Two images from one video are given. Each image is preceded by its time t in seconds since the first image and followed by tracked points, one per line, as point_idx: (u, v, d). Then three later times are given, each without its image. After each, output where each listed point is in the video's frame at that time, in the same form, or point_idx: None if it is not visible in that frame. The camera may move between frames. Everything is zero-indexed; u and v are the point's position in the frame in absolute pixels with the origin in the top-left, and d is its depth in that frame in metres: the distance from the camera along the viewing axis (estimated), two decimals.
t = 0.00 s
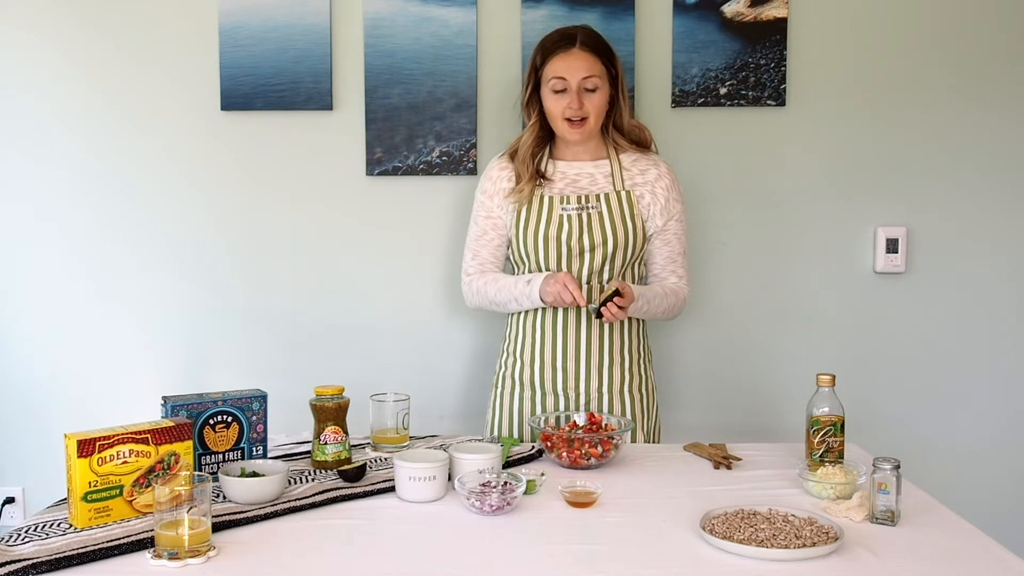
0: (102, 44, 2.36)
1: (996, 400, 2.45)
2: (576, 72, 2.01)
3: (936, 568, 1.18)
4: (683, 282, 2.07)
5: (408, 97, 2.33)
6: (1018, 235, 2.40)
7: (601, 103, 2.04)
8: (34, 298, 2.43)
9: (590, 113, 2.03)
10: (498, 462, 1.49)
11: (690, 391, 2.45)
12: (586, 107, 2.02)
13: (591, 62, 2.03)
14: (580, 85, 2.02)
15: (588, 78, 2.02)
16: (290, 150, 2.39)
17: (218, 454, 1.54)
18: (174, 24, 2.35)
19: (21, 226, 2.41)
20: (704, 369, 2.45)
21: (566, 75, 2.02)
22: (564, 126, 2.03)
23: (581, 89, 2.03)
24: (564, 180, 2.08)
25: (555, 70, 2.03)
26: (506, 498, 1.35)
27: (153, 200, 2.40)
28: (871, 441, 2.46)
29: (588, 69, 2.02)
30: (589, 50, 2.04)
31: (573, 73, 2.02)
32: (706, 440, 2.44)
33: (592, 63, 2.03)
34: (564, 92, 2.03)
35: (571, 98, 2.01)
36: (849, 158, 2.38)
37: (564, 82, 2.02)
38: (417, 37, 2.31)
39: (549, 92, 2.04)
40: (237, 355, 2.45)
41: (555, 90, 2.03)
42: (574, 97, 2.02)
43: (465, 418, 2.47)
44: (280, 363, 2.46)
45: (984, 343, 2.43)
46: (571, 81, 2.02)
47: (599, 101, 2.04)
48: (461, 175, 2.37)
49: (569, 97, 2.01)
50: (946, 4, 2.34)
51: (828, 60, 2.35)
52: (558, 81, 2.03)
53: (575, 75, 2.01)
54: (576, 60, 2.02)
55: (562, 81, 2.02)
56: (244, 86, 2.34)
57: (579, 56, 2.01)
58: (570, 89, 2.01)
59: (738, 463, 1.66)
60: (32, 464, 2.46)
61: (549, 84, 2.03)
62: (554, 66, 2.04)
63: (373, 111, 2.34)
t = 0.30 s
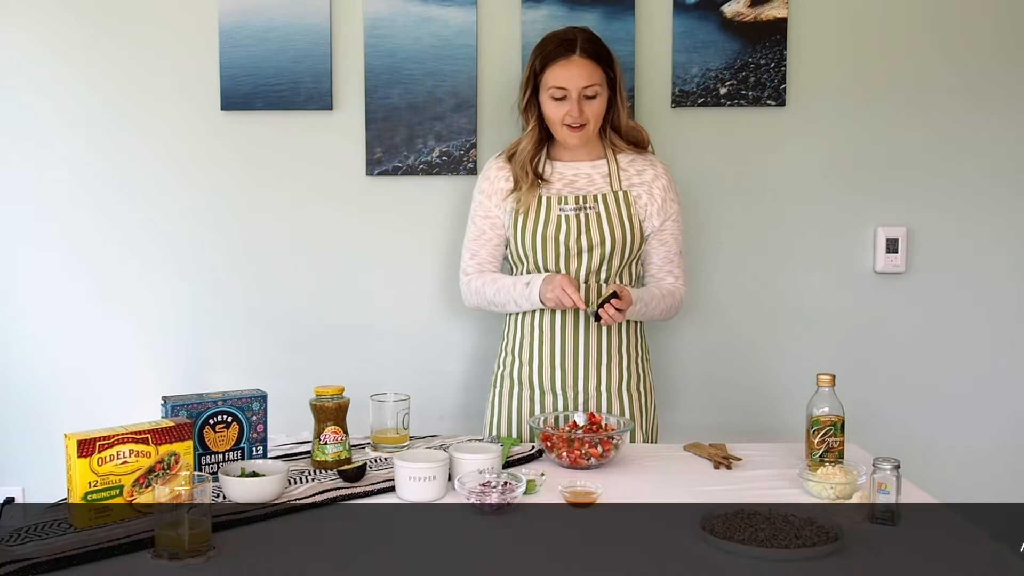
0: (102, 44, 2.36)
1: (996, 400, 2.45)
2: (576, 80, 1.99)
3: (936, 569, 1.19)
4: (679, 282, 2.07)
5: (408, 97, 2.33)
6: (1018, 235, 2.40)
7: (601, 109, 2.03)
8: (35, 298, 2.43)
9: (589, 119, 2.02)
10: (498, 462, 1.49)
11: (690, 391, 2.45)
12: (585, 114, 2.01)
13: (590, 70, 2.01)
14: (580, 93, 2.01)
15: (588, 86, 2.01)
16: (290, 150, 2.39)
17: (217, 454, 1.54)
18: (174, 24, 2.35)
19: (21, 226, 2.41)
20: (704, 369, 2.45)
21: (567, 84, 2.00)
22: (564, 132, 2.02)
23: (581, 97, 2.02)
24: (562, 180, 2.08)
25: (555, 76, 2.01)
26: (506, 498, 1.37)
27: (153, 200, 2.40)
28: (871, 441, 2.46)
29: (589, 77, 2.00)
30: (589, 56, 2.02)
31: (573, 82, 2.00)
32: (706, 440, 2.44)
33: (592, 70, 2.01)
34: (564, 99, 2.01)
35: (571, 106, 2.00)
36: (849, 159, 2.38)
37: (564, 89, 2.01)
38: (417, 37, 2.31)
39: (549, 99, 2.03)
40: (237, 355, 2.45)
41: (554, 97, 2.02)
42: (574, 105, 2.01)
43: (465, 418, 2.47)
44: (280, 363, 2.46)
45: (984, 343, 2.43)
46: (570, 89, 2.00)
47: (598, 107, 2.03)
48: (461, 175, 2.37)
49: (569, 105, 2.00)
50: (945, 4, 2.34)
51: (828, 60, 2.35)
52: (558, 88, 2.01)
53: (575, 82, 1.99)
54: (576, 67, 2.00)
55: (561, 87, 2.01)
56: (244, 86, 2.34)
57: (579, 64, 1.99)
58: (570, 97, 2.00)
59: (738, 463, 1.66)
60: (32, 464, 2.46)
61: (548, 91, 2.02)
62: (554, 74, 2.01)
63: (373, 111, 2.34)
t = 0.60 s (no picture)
0: (102, 44, 2.36)
1: (996, 400, 2.45)
2: (573, 81, 1.98)
3: (936, 569, 1.19)
4: (678, 282, 2.07)
5: (408, 97, 2.33)
6: (1018, 235, 2.40)
7: (598, 109, 2.02)
8: (35, 299, 2.43)
9: (587, 121, 2.01)
10: (498, 462, 1.49)
11: (690, 392, 2.45)
12: (583, 115, 2.00)
13: (586, 71, 1.99)
14: (577, 94, 1.99)
15: (585, 87, 1.99)
16: (290, 151, 2.39)
17: (218, 454, 1.54)
18: (174, 24, 2.35)
19: (21, 226, 2.41)
20: (704, 370, 2.45)
21: (563, 85, 1.99)
22: (562, 134, 2.02)
23: (579, 98, 2.01)
24: (561, 181, 2.08)
25: (552, 78, 2.00)
26: (506, 498, 1.37)
27: (153, 200, 2.40)
28: (871, 441, 2.46)
29: (585, 79, 1.99)
30: (585, 57, 2.01)
31: (568, 83, 1.99)
32: (706, 440, 2.44)
33: (588, 71, 2.00)
34: (561, 101, 2.00)
35: (568, 107, 1.98)
36: (849, 159, 2.38)
37: (560, 91, 1.99)
38: (417, 37, 2.31)
39: (545, 101, 2.02)
40: (237, 355, 2.45)
41: (551, 99, 2.01)
42: (572, 106, 1.99)
43: (465, 418, 2.47)
44: (280, 363, 2.46)
45: (984, 343, 2.43)
46: (567, 90, 1.99)
47: (595, 108, 2.02)
48: (461, 175, 2.37)
49: (566, 107, 1.99)
50: (945, 4, 2.34)
51: (828, 60, 2.35)
52: (554, 90, 2.00)
53: (571, 84, 1.98)
54: (572, 68, 1.99)
55: (558, 89, 2.00)
56: (244, 86, 2.34)
57: (574, 65, 1.98)
58: (567, 99, 1.99)
59: (738, 463, 1.65)
60: (32, 464, 2.46)
61: (545, 93, 2.01)
62: (550, 76, 2.00)
63: (373, 111, 2.34)
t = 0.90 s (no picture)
0: (102, 45, 2.36)
1: (996, 400, 2.45)
2: (567, 83, 1.97)
3: (935, 569, 1.19)
4: (679, 281, 2.08)
5: (408, 97, 2.33)
6: (1018, 235, 2.40)
7: (594, 109, 2.01)
8: (35, 298, 2.43)
9: (583, 121, 2.00)
10: (498, 462, 1.49)
11: (690, 392, 2.45)
12: (579, 117, 2.00)
13: (580, 72, 1.98)
14: (571, 96, 1.98)
15: (579, 89, 1.98)
16: (290, 151, 2.39)
17: (217, 454, 1.54)
18: (174, 24, 2.35)
19: (21, 226, 2.41)
20: (704, 370, 2.45)
21: (557, 87, 1.98)
22: (559, 136, 2.01)
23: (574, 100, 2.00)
24: (560, 182, 2.08)
25: (547, 80, 1.99)
26: (506, 498, 1.36)
27: (153, 200, 2.40)
28: (871, 441, 2.46)
29: (579, 80, 1.98)
30: (579, 58, 1.99)
31: (561, 85, 1.98)
32: (707, 440, 2.44)
33: (582, 71, 1.98)
34: (556, 103, 1.99)
35: (564, 109, 1.98)
36: (849, 159, 2.38)
37: (555, 93, 1.99)
38: (417, 37, 2.31)
39: (540, 103, 2.01)
40: (237, 355, 2.45)
41: (546, 101, 2.00)
42: (566, 108, 1.99)
43: (465, 418, 2.47)
44: (280, 363, 2.46)
45: (984, 343, 2.43)
46: (561, 92, 1.98)
47: (591, 108, 2.01)
48: (461, 176, 2.37)
49: (561, 109, 1.98)
50: (945, 4, 2.34)
51: (828, 60, 2.35)
52: (549, 93, 1.99)
53: (566, 86, 1.97)
54: (566, 70, 1.98)
55: (553, 91, 1.99)
56: (244, 86, 2.34)
57: (568, 67, 1.96)
58: (562, 100, 1.98)
59: (738, 463, 1.65)
60: (32, 464, 2.46)
61: (540, 95, 2.00)
62: (544, 78, 1.99)
63: (373, 111, 2.34)
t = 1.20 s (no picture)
0: (102, 45, 2.36)
1: (995, 400, 2.45)
2: (563, 86, 1.97)
3: (935, 569, 1.19)
4: (679, 281, 2.08)
5: (408, 97, 2.33)
6: (1017, 235, 2.40)
7: (591, 111, 2.01)
8: (35, 298, 2.43)
9: (580, 123, 2.00)
10: (498, 462, 1.49)
11: (689, 392, 2.45)
12: (575, 119, 1.99)
13: (577, 74, 1.98)
14: (568, 98, 1.98)
15: (575, 91, 1.98)
16: (291, 151, 2.39)
17: (218, 454, 1.54)
18: (174, 23, 2.35)
19: (21, 225, 2.41)
20: (704, 370, 2.45)
21: (553, 90, 1.97)
22: (555, 138, 2.01)
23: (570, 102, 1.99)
24: (558, 183, 2.08)
25: (543, 83, 1.99)
26: (506, 498, 1.36)
27: (153, 200, 2.40)
28: (871, 441, 2.46)
29: (575, 82, 1.97)
30: (575, 60, 1.99)
31: (557, 87, 1.98)
32: (707, 440, 2.44)
33: (578, 74, 1.98)
34: (551, 106, 1.99)
35: (560, 111, 1.97)
36: (848, 159, 2.38)
37: (551, 95, 1.98)
38: (417, 37, 2.31)
39: (536, 106, 2.01)
40: (237, 355, 2.45)
41: (542, 103, 2.00)
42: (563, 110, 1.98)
43: (465, 418, 2.47)
44: (279, 363, 2.46)
45: (984, 343, 2.43)
46: (557, 95, 1.97)
47: (587, 110, 2.00)
48: (461, 176, 2.37)
49: (558, 111, 1.98)
50: (945, 5, 2.34)
51: (828, 61, 2.35)
52: (545, 95, 1.99)
53: (561, 88, 1.97)
54: (562, 72, 1.97)
55: (548, 94, 1.98)
56: (244, 86, 2.34)
57: (564, 69, 1.96)
58: (558, 103, 1.97)
59: (738, 463, 1.65)
60: (31, 465, 2.46)
61: (536, 98, 2.00)
62: (539, 80, 1.99)
63: (373, 111, 2.34)
